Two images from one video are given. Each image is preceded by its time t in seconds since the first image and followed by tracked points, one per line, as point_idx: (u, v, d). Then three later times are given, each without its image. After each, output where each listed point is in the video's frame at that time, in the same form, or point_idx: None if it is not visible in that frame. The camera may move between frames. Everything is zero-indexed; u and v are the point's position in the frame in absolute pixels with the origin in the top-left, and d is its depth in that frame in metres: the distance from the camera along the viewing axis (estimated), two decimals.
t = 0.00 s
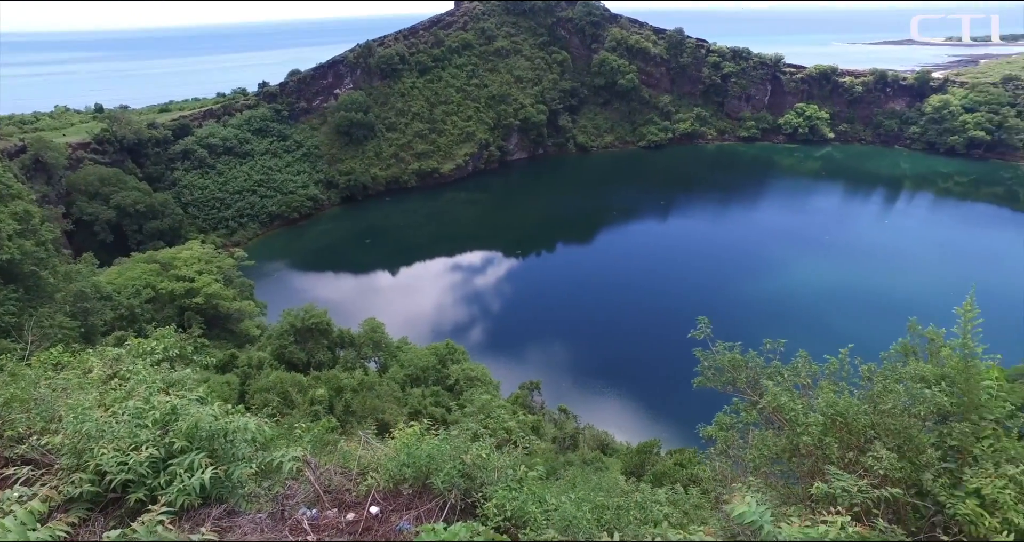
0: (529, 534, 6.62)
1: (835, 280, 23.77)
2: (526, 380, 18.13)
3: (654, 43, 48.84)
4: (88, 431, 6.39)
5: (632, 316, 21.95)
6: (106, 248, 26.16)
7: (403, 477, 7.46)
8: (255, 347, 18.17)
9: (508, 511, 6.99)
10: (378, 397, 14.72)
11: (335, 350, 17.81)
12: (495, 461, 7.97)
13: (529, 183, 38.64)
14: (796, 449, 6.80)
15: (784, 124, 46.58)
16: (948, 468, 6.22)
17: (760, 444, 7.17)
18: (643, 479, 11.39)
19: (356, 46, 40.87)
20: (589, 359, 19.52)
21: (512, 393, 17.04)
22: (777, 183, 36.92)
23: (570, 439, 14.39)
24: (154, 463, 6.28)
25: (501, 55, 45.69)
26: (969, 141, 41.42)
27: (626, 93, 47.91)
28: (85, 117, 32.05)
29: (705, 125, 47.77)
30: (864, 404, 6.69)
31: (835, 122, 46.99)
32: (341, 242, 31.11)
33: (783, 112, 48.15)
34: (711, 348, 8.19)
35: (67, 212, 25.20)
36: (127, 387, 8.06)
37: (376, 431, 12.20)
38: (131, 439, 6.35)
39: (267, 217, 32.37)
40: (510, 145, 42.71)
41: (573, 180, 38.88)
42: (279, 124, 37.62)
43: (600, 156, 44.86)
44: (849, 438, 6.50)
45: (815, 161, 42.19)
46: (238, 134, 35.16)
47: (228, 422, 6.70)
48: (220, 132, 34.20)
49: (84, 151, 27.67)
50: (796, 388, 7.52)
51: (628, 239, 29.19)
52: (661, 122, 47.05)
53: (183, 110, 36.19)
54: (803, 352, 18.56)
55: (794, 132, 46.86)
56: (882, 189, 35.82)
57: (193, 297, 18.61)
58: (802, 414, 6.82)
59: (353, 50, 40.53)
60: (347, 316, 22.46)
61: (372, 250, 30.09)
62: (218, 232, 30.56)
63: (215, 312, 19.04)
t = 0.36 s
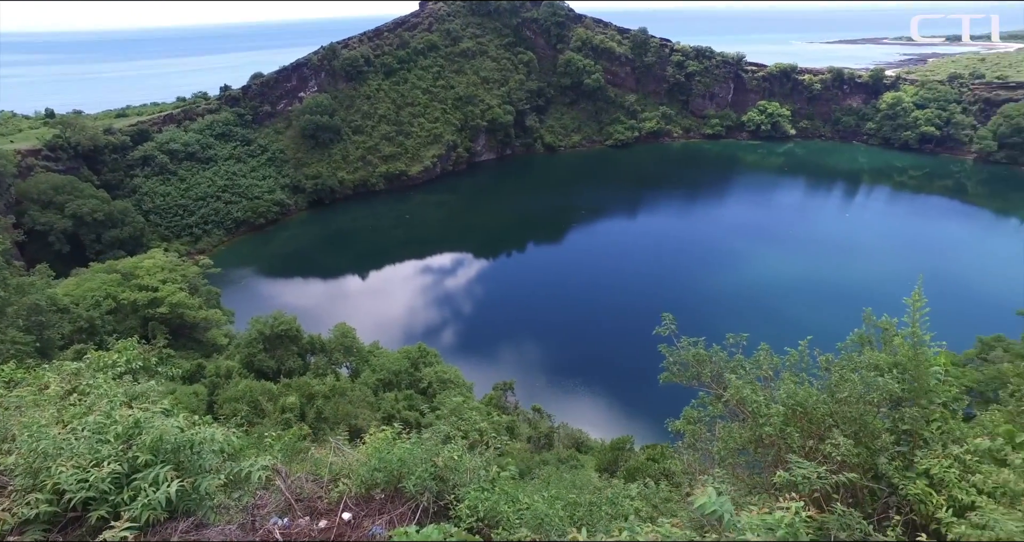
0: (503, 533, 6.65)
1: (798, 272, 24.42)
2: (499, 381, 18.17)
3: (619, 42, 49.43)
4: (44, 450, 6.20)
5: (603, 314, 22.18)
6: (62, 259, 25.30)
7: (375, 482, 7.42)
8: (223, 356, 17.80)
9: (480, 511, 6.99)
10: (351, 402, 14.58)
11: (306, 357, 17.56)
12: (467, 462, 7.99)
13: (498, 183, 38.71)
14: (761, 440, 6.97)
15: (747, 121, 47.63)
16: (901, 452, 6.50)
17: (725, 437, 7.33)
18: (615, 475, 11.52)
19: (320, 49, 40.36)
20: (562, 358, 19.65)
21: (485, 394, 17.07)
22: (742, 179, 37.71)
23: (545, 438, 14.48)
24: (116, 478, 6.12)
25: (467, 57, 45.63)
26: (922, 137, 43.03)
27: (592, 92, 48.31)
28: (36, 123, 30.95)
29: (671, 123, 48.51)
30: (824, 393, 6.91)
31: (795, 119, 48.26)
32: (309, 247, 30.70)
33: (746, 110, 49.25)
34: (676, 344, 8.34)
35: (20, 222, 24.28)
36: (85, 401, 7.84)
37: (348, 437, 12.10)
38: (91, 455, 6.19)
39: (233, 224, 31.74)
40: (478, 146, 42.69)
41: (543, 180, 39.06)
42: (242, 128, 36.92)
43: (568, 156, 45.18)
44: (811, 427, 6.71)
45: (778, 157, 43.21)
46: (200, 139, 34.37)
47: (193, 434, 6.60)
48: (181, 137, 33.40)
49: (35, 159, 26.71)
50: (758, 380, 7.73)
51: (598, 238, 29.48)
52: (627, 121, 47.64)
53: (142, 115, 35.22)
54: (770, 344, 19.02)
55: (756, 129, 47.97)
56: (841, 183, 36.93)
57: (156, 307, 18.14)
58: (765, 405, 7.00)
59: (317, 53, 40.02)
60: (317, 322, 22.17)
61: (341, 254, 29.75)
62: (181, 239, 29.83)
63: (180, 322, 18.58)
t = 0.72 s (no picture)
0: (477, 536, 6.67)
1: (763, 267, 25.03)
2: (472, 384, 18.17)
3: (583, 44, 49.67)
4: None
5: (574, 314, 22.37)
6: (15, 272, 24.34)
7: (346, 490, 7.34)
8: (189, 368, 17.37)
9: (453, 515, 6.97)
10: (323, 411, 14.39)
11: (275, 366, 17.25)
12: (439, 467, 7.97)
13: (467, 186, 38.67)
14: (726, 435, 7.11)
15: (711, 120, 48.61)
16: (857, 440, 6.77)
17: (691, 432, 7.47)
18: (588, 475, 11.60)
19: (283, 53, 39.73)
20: (534, 359, 19.74)
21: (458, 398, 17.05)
22: (707, 177, 38.45)
23: (520, 439, 14.53)
24: (76, 499, 5.90)
25: (433, 60, 45.46)
26: (877, 134, 44.55)
27: (558, 94, 48.57)
28: None
29: (636, 123, 49.16)
30: (785, 387, 7.12)
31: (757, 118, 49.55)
32: (276, 254, 30.21)
33: (709, 110, 50.34)
34: (641, 342, 8.48)
35: None
36: (42, 420, 7.57)
37: (319, 446, 11.95)
38: (49, 476, 5.98)
39: (196, 232, 31.05)
40: (445, 149, 42.59)
41: (512, 181, 39.18)
42: (204, 134, 36.12)
43: (536, 158, 45.40)
44: (773, 419, 6.90)
45: (742, 155, 44.20)
46: (159, 146, 33.48)
47: (159, 449, 6.39)
48: (140, 145, 32.50)
49: None
50: (721, 375, 7.92)
51: (567, 238, 29.70)
52: (594, 122, 48.15)
53: (97, 122, 34.17)
54: (737, 339, 19.44)
55: (720, 128, 48.99)
56: (803, 180, 37.95)
57: (117, 320, 17.61)
58: (728, 400, 7.17)
59: (280, 57, 39.35)
60: (285, 330, 21.81)
61: (309, 261, 29.33)
62: (142, 249, 29.03)
63: (143, 334, 18.07)
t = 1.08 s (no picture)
0: None
1: (728, 266, 25.59)
2: (445, 392, 18.09)
3: (547, 49, 49.72)
4: None
5: (545, 318, 22.51)
6: None
7: (318, 503, 7.21)
8: (153, 385, 16.86)
9: (426, 523, 6.90)
10: (293, 423, 14.12)
11: (243, 380, 16.87)
12: (411, 475, 7.91)
13: (435, 192, 38.55)
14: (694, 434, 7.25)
15: (675, 123, 49.55)
16: (817, 433, 7.01)
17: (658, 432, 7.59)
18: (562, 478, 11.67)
19: (244, 61, 39.02)
20: (506, 364, 19.76)
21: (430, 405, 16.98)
22: (673, 179, 39.16)
23: (494, 445, 14.52)
24: (32, 526, 5.67)
25: (397, 67, 45.23)
26: (834, 134, 45.97)
27: (524, 99, 48.70)
28: None
29: (602, 127, 49.76)
30: (748, 385, 7.33)
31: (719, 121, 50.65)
32: (241, 265, 29.64)
33: (673, 113, 51.38)
34: (608, 346, 8.61)
35: None
36: None
37: (290, 460, 11.73)
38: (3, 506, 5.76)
39: (158, 245, 30.27)
40: (412, 156, 42.34)
41: (480, 187, 39.26)
42: (163, 145, 35.18)
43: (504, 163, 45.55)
44: (737, 416, 7.08)
45: (706, 157, 45.15)
46: (117, 158, 32.41)
47: (123, 469, 6.16)
48: (95, 156, 31.38)
49: None
50: (686, 376, 8.11)
51: (536, 242, 29.88)
52: (560, 126, 48.58)
53: (49, 133, 32.97)
54: (706, 337, 19.82)
55: (684, 130, 49.98)
56: (765, 180, 38.92)
57: (74, 338, 17.00)
58: (693, 399, 7.34)
59: (241, 65, 38.64)
60: (252, 343, 21.39)
61: (276, 272, 28.83)
62: (101, 264, 28.13)
63: (103, 352, 17.50)
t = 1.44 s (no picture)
0: None
1: (696, 268, 26.08)
2: (418, 403, 17.96)
3: (513, 58, 50.19)
4: None
5: (517, 325, 22.58)
6: None
7: (288, 521, 7.06)
8: (114, 408, 16.28)
9: (399, 536, 6.83)
10: (263, 441, 13.82)
11: (210, 399, 16.46)
12: (383, 489, 7.86)
13: (404, 203, 38.36)
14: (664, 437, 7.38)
15: (640, 130, 50.40)
16: (780, 431, 7.20)
17: (626, 437, 7.67)
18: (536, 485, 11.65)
19: (205, 72, 38.35)
20: (478, 373, 19.74)
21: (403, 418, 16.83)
22: (640, 184, 39.78)
23: (470, 456, 14.45)
24: None
25: (363, 77, 44.99)
26: (794, 138, 47.33)
27: (491, 108, 48.85)
28: None
29: (568, 135, 50.28)
30: (712, 386, 7.49)
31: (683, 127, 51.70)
32: (206, 281, 29.00)
33: (638, 120, 52.31)
34: (576, 352, 8.68)
35: None
36: None
37: (260, 478, 11.47)
38: None
39: (117, 263, 29.41)
40: (379, 167, 42.02)
41: (450, 196, 39.22)
42: (122, 159, 34.15)
43: (473, 172, 45.62)
44: (703, 417, 7.22)
45: (671, 163, 46.01)
46: (72, 173, 31.26)
47: (80, 496, 5.98)
48: (48, 172, 30.11)
49: None
50: (652, 379, 8.26)
51: (506, 251, 29.96)
52: (527, 135, 48.94)
53: None
54: (676, 339, 20.15)
55: (649, 137, 50.87)
56: (730, 184, 39.80)
57: (28, 362, 16.34)
58: (659, 402, 7.46)
59: (202, 77, 38.00)
60: (218, 360, 20.89)
61: (242, 287, 28.27)
62: (57, 283, 27.14)
63: (60, 375, 16.86)
